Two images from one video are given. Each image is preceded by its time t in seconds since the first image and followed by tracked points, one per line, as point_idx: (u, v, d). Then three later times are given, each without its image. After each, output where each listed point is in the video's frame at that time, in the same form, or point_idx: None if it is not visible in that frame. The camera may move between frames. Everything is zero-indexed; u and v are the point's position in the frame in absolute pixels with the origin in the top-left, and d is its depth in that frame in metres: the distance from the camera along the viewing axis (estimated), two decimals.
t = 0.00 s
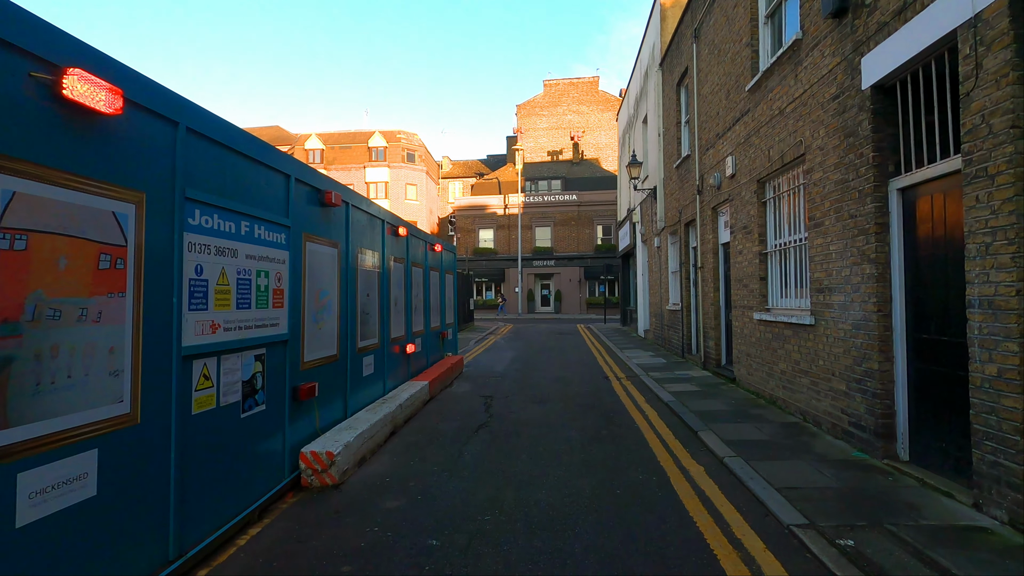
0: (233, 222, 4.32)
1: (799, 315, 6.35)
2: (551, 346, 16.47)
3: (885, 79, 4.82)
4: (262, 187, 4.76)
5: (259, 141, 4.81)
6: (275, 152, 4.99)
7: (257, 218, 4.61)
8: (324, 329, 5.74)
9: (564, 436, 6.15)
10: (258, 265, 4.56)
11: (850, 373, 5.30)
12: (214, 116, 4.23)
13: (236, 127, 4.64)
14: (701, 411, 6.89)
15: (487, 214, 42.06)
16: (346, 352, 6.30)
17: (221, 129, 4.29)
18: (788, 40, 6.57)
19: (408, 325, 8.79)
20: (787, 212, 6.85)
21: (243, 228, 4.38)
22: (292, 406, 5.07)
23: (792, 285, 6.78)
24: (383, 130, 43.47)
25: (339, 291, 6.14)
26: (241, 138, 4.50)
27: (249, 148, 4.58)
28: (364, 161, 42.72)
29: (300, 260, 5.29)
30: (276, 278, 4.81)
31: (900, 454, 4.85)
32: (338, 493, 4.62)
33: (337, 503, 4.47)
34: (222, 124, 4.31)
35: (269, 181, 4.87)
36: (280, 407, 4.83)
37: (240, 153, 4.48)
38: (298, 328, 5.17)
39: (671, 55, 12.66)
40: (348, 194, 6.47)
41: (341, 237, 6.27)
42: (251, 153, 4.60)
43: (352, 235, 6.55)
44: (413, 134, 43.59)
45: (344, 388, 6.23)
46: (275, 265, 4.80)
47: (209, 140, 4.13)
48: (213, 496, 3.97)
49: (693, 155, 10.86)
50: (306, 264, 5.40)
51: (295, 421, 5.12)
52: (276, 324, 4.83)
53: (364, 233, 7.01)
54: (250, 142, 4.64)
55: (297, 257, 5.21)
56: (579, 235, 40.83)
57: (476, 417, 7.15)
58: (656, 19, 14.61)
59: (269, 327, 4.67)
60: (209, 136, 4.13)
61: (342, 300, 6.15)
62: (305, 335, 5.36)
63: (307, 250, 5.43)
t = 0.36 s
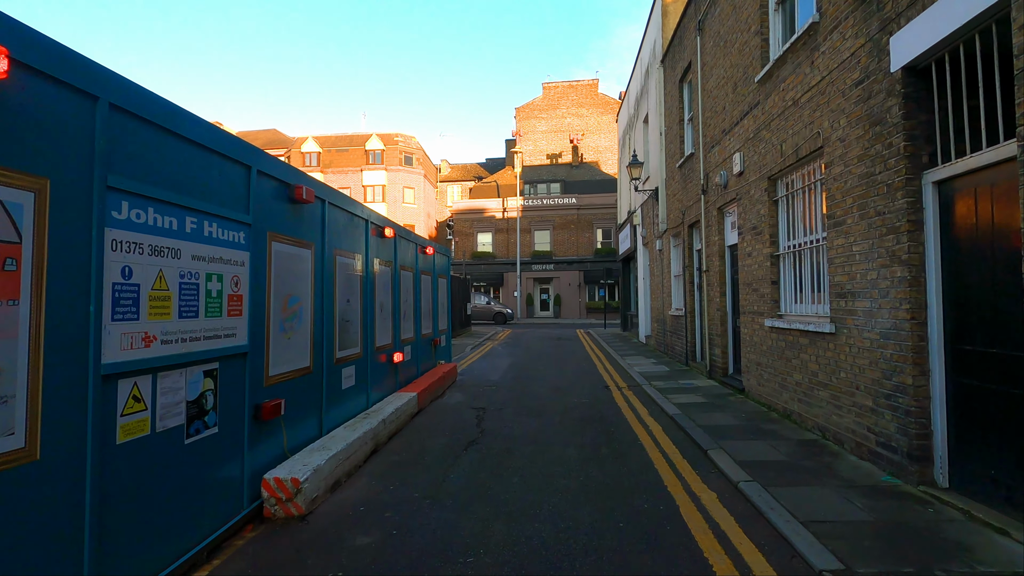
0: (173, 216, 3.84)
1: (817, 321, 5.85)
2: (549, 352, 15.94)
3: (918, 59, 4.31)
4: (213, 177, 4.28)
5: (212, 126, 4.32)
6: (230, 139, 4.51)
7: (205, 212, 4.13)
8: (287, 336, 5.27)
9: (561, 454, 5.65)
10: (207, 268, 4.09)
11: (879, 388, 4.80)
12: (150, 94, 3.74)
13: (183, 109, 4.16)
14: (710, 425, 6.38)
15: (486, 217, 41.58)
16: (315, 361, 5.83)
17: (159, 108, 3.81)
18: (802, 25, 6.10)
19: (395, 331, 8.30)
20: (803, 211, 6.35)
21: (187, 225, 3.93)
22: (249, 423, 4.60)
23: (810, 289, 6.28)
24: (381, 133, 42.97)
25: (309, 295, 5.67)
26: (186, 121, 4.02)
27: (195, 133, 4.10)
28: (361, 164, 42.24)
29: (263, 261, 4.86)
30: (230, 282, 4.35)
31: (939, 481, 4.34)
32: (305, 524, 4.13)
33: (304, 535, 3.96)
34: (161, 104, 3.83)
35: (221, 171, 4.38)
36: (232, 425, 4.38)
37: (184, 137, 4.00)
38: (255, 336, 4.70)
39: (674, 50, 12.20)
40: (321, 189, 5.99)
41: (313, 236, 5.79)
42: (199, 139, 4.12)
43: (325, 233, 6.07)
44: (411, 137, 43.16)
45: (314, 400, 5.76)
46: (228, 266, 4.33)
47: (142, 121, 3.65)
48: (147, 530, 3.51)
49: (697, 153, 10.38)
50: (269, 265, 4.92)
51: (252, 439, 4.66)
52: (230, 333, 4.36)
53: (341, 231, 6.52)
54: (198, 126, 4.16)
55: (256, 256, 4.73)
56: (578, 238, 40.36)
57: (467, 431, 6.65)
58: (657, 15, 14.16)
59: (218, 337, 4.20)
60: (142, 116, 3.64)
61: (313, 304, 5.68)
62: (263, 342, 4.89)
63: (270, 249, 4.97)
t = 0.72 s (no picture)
0: (99, 206, 3.41)
1: (842, 329, 5.35)
2: (550, 360, 15.42)
3: (961, 34, 3.82)
4: (153, 164, 3.85)
5: (154, 107, 3.90)
6: (176, 122, 4.08)
7: (140, 202, 3.69)
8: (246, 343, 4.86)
9: (558, 476, 5.15)
10: (142, 266, 3.68)
11: (916, 406, 4.29)
12: (76, 66, 3.34)
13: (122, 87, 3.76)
14: (722, 443, 5.86)
15: (489, 222, 41.15)
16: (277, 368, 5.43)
17: (86, 82, 3.39)
18: (822, 8, 5.62)
19: (383, 338, 7.86)
20: (823, 210, 5.86)
21: (119, 217, 3.52)
22: (197, 439, 4.18)
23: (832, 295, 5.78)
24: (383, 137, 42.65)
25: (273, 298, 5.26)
26: (122, 99, 3.60)
27: (130, 113, 3.67)
28: (364, 169, 41.92)
29: (217, 260, 4.46)
30: (173, 283, 3.94)
31: (990, 515, 3.81)
32: (264, 559, 3.65)
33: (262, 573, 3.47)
34: (86, 76, 3.40)
35: (163, 157, 3.95)
36: (174, 443, 3.96)
37: (118, 117, 3.58)
38: (204, 343, 4.27)
39: (680, 47, 11.75)
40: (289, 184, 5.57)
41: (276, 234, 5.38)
42: (135, 120, 3.69)
43: (292, 231, 5.64)
44: (413, 141, 42.84)
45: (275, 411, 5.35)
46: (169, 265, 3.90)
47: (63, 95, 3.24)
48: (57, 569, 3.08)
49: (705, 153, 9.91)
50: (222, 265, 4.51)
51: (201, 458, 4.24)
52: (175, 342, 3.95)
53: (313, 230, 6.09)
54: (135, 105, 3.74)
55: (206, 254, 4.30)
56: (582, 244, 39.88)
57: (458, 449, 6.15)
58: (662, 12, 13.73)
59: (155, 347, 3.77)
60: (62, 89, 3.23)
61: (278, 308, 5.26)
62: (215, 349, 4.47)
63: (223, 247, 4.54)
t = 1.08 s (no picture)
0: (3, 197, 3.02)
1: (876, 340, 4.81)
2: (555, 369, 14.85)
3: None
4: (78, 151, 3.48)
5: (85, 87, 3.55)
6: (112, 105, 3.71)
7: (57, 194, 3.31)
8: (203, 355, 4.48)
9: (558, 504, 4.63)
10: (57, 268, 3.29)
11: (970, 430, 3.74)
12: None
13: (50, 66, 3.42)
14: (740, 465, 5.33)
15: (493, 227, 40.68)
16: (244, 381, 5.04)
17: None
18: None
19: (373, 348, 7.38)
20: (851, 209, 5.35)
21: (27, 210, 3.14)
22: (135, 467, 3.82)
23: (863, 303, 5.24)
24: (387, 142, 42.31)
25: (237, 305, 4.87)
26: (42, 76, 3.26)
27: (43, 87, 3.27)
28: (368, 174, 41.56)
29: (162, 262, 4.08)
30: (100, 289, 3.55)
31: None
32: None
33: None
34: None
35: (94, 146, 3.59)
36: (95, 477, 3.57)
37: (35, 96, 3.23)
38: (144, 354, 3.88)
39: (689, 42, 11.24)
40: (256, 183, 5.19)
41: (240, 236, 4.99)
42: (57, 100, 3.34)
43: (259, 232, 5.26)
44: (417, 146, 42.49)
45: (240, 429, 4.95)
46: (98, 269, 3.53)
47: None
48: None
49: (716, 151, 9.38)
50: (168, 268, 4.12)
51: (137, 486, 3.84)
52: (107, 359, 3.61)
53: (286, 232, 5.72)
54: (61, 84, 3.38)
55: (148, 255, 3.92)
56: (588, 249, 39.34)
57: (450, 470, 5.64)
58: (670, 7, 13.22)
59: (72, 363, 3.36)
60: None
61: (239, 316, 4.88)
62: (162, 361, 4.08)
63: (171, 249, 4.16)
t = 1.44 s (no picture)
0: None
1: (918, 347, 4.29)
2: (556, 375, 14.29)
3: None
4: None
5: None
6: (31, 77, 3.32)
7: None
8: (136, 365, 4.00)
9: (558, 534, 4.10)
10: None
11: None
12: None
13: None
14: (761, 486, 4.79)
15: (494, 230, 40.17)
16: (191, 396, 4.56)
17: None
18: None
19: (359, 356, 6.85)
20: (882, 201, 4.82)
21: None
22: (43, 500, 3.31)
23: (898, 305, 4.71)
24: (386, 144, 41.78)
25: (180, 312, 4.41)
26: None
27: None
28: (366, 176, 41.10)
29: (85, 259, 3.64)
30: None
31: None
32: None
33: None
34: None
35: None
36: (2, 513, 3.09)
37: None
38: (59, 366, 3.42)
39: (695, 33, 10.74)
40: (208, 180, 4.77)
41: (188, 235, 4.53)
42: None
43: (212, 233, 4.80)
44: (417, 148, 42.05)
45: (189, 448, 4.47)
46: None
47: None
48: None
49: (725, 145, 8.87)
50: (93, 266, 3.68)
51: (46, 524, 3.34)
52: (3, 376, 3.11)
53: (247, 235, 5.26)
54: None
55: (59, 248, 3.44)
56: (590, 252, 38.80)
57: (439, 491, 5.10)
58: None
59: None
60: None
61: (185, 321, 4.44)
62: (84, 370, 3.61)
63: (95, 243, 3.71)
